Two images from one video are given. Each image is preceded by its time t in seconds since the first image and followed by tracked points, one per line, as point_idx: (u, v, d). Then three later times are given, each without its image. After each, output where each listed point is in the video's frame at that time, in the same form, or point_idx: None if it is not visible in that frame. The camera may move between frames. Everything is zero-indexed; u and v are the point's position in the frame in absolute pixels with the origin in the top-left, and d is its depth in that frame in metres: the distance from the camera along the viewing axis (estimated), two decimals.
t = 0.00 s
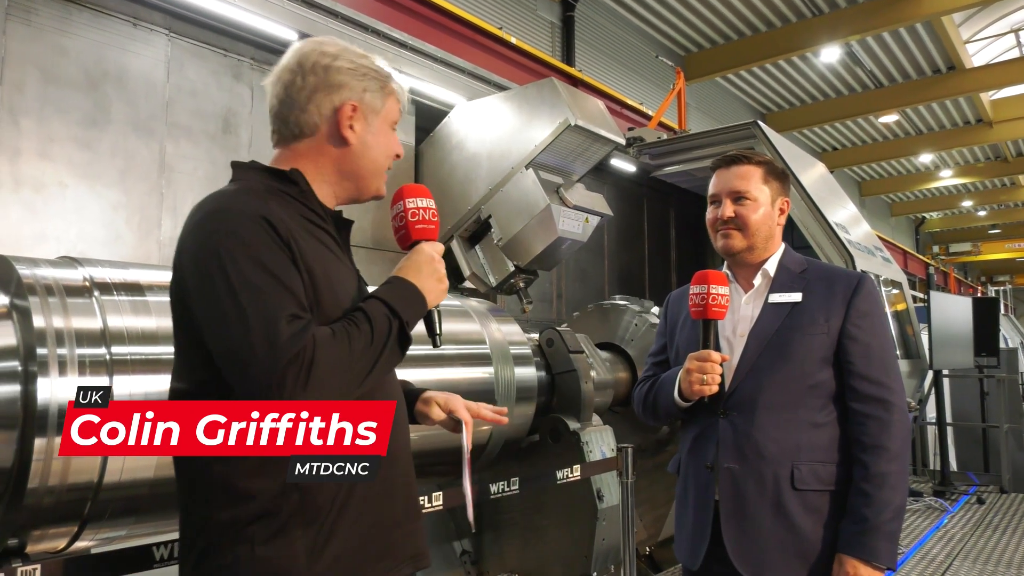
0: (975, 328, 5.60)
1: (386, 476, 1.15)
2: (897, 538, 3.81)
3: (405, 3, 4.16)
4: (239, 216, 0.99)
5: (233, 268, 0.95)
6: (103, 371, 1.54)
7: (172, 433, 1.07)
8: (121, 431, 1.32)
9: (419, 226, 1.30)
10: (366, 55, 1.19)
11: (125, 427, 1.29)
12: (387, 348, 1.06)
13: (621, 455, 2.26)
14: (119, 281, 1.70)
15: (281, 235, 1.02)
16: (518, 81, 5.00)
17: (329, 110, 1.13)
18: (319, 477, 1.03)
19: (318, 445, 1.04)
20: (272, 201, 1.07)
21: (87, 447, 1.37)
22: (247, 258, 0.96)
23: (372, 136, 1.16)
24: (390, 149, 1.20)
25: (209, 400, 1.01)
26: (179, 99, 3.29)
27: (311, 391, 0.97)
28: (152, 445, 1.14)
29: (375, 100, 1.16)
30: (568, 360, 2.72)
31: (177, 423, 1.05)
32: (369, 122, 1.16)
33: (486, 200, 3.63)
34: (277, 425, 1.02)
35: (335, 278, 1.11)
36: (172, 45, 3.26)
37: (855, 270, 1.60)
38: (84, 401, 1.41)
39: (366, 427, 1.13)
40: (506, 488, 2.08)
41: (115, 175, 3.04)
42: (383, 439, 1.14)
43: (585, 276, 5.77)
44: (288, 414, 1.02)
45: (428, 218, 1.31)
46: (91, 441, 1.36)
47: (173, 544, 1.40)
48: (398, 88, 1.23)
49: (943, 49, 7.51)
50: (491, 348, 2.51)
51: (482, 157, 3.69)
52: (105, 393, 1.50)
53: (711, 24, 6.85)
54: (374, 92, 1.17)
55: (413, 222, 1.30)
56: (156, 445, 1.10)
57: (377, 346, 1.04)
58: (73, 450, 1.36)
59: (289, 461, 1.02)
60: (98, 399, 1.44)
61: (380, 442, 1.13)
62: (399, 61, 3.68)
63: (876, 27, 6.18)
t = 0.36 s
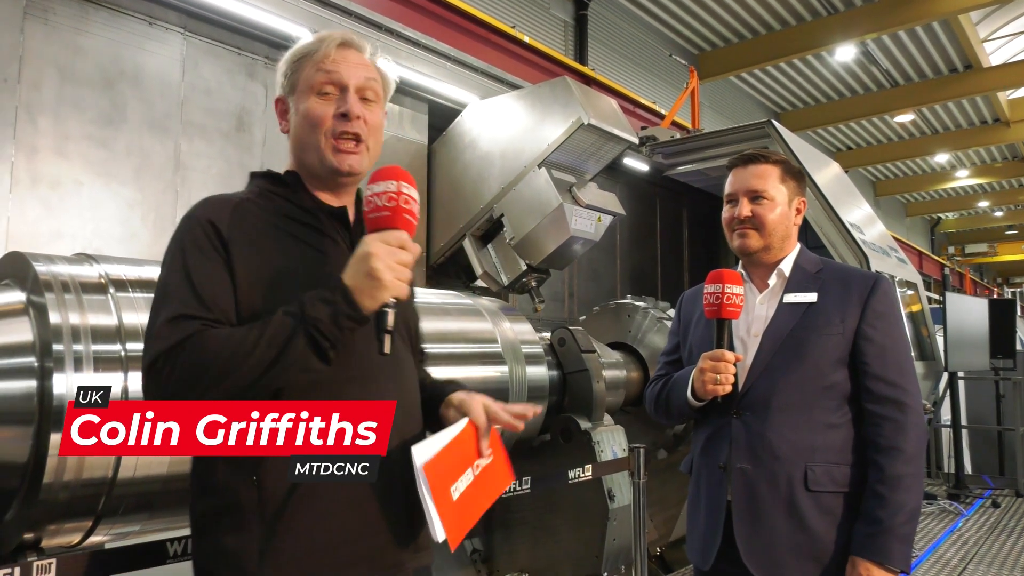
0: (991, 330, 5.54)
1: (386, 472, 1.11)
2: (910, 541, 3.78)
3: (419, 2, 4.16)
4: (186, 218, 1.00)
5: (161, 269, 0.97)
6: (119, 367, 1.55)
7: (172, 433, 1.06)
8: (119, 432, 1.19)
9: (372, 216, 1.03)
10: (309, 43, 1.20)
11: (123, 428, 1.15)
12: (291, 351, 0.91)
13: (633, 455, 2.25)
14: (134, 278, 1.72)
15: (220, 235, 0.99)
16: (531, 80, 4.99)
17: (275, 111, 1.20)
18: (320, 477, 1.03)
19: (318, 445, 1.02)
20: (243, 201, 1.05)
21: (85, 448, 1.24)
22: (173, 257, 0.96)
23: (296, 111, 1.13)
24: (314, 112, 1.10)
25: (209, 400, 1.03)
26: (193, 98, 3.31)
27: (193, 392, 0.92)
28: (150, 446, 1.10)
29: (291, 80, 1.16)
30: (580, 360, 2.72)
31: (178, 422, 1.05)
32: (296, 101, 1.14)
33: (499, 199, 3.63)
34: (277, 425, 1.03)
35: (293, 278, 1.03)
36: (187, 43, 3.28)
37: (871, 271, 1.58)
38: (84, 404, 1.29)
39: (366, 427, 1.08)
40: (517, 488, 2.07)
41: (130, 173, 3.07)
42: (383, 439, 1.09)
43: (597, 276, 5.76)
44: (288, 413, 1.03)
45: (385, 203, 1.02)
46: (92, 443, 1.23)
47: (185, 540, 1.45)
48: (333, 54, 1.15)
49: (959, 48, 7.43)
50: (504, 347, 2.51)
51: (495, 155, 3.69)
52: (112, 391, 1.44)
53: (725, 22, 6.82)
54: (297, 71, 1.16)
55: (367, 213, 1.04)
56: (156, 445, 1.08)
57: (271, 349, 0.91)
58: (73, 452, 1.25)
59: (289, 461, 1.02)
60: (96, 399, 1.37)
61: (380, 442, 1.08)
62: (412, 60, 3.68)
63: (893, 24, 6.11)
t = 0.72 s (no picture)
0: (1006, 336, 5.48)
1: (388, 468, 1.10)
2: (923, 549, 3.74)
3: (432, 6, 4.17)
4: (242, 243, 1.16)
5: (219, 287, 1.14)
6: (132, 369, 1.56)
7: (172, 433, 1.19)
8: (121, 432, 1.27)
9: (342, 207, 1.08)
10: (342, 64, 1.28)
11: (126, 427, 1.26)
12: (278, 342, 0.98)
13: (644, 460, 2.24)
14: (148, 280, 1.74)
15: (255, 253, 1.12)
16: (543, 83, 5.00)
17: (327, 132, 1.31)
18: (320, 476, 1.07)
19: (318, 445, 1.07)
20: (285, 221, 1.17)
21: (86, 447, 1.30)
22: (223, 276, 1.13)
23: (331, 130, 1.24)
24: (341, 130, 1.20)
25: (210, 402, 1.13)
26: (207, 100, 3.33)
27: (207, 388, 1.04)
28: (152, 445, 1.21)
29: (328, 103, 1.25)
30: (591, 363, 2.71)
31: (177, 423, 1.18)
32: (330, 119, 1.24)
33: (509, 203, 3.63)
34: (277, 425, 1.09)
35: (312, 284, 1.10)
36: (202, 46, 3.31)
37: (886, 277, 1.57)
38: (84, 403, 1.35)
39: (366, 427, 1.06)
40: (528, 492, 2.07)
41: (144, 175, 3.09)
42: (383, 439, 1.04)
43: (608, 279, 5.75)
44: (288, 414, 1.09)
45: (349, 192, 1.06)
46: (92, 441, 1.29)
47: (199, 542, 1.42)
48: (358, 72, 1.22)
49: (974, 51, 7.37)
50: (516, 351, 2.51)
51: (506, 158, 3.69)
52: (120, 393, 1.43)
53: (738, 26, 6.80)
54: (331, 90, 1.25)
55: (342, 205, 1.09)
56: (157, 445, 1.20)
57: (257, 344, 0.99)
58: (74, 451, 1.30)
59: (290, 461, 1.07)
60: (98, 400, 1.38)
61: (380, 443, 1.05)
62: (424, 63, 3.69)
63: (906, 28, 6.07)
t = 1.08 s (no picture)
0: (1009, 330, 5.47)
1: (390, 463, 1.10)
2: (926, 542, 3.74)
3: (432, 3, 4.17)
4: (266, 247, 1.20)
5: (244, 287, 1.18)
6: (136, 368, 1.57)
7: (172, 433, 1.17)
8: (120, 432, 1.25)
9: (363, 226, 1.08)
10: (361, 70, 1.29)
11: (125, 428, 1.24)
12: (295, 350, 1.01)
13: (647, 456, 2.25)
14: (151, 280, 1.75)
15: (277, 257, 1.16)
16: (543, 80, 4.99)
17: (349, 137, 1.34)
18: (320, 476, 1.05)
19: (317, 445, 1.06)
20: (306, 225, 1.19)
21: (86, 447, 1.31)
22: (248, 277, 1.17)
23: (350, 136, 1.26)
24: (359, 137, 1.21)
25: (210, 402, 1.13)
26: (208, 100, 3.34)
27: (228, 386, 1.08)
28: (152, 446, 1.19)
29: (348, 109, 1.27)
30: (593, 360, 2.71)
31: (178, 423, 1.17)
32: (350, 126, 1.26)
33: (506, 199, 3.63)
34: (277, 425, 1.10)
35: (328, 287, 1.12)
36: (202, 46, 3.31)
37: (889, 271, 1.57)
38: (84, 402, 1.35)
39: (367, 427, 1.05)
40: (532, 488, 2.07)
41: (146, 175, 3.09)
42: (383, 439, 1.03)
43: (610, 275, 5.74)
44: (288, 414, 1.09)
45: (371, 212, 1.06)
46: (92, 442, 1.30)
47: (205, 539, 1.42)
48: (376, 79, 1.23)
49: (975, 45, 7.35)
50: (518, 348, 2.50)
51: (502, 153, 3.69)
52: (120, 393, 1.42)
53: (739, 21, 6.79)
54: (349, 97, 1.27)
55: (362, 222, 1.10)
56: (156, 445, 1.18)
57: (275, 349, 1.03)
58: (75, 450, 1.30)
59: (290, 461, 1.07)
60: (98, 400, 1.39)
61: (379, 442, 1.03)
62: (425, 61, 3.69)
63: (907, 22, 6.05)
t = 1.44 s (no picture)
0: (1000, 329, 5.50)
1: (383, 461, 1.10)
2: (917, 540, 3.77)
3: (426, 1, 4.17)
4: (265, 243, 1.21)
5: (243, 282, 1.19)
6: (130, 366, 1.57)
7: (172, 433, 1.20)
8: (121, 432, 1.27)
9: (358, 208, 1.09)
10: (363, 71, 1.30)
11: (125, 427, 1.25)
12: (291, 332, 1.01)
13: (640, 454, 2.26)
14: (145, 278, 1.74)
15: (274, 250, 1.17)
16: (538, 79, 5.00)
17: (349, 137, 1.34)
18: (319, 476, 1.07)
19: (317, 445, 1.08)
20: (304, 220, 1.20)
21: (86, 446, 1.31)
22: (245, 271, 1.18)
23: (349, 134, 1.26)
24: (358, 135, 1.22)
25: (210, 403, 1.18)
26: (201, 98, 3.33)
27: (223, 374, 1.08)
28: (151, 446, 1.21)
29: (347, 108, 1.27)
30: (587, 358, 2.72)
31: (178, 423, 1.20)
32: (349, 125, 1.26)
33: (499, 200, 3.63)
34: (277, 425, 1.12)
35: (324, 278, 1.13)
36: (195, 44, 3.31)
37: (880, 270, 1.58)
38: (83, 403, 1.35)
39: (366, 427, 1.08)
40: (525, 485, 2.08)
41: (139, 174, 3.09)
42: (383, 439, 1.07)
43: (604, 274, 5.76)
44: (288, 414, 1.12)
45: (365, 195, 1.07)
46: (91, 441, 1.31)
47: (199, 537, 1.42)
48: (376, 79, 1.24)
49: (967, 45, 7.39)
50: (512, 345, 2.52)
51: (495, 153, 3.69)
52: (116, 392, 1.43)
53: (733, 21, 6.81)
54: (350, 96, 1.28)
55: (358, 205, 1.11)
56: (156, 445, 1.20)
57: (271, 334, 1.03)
58: (73, 450, 1.31)
59: (290, 461, 1.08)
60: (98, 399, 1.39)
61: (380, 443, 1.07)
62: (419, 59, 3.69)
63: (899, 22, 6.08)
